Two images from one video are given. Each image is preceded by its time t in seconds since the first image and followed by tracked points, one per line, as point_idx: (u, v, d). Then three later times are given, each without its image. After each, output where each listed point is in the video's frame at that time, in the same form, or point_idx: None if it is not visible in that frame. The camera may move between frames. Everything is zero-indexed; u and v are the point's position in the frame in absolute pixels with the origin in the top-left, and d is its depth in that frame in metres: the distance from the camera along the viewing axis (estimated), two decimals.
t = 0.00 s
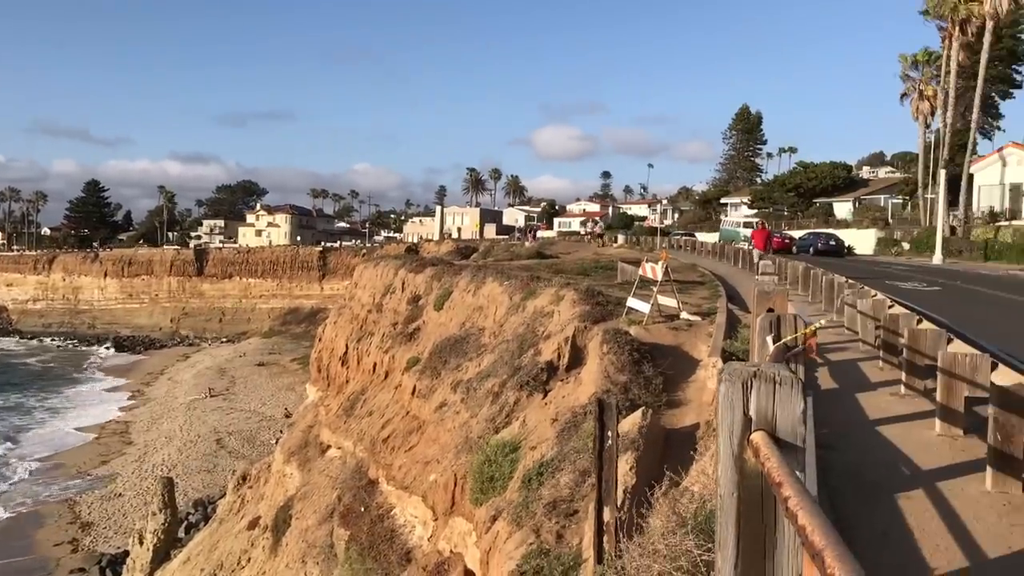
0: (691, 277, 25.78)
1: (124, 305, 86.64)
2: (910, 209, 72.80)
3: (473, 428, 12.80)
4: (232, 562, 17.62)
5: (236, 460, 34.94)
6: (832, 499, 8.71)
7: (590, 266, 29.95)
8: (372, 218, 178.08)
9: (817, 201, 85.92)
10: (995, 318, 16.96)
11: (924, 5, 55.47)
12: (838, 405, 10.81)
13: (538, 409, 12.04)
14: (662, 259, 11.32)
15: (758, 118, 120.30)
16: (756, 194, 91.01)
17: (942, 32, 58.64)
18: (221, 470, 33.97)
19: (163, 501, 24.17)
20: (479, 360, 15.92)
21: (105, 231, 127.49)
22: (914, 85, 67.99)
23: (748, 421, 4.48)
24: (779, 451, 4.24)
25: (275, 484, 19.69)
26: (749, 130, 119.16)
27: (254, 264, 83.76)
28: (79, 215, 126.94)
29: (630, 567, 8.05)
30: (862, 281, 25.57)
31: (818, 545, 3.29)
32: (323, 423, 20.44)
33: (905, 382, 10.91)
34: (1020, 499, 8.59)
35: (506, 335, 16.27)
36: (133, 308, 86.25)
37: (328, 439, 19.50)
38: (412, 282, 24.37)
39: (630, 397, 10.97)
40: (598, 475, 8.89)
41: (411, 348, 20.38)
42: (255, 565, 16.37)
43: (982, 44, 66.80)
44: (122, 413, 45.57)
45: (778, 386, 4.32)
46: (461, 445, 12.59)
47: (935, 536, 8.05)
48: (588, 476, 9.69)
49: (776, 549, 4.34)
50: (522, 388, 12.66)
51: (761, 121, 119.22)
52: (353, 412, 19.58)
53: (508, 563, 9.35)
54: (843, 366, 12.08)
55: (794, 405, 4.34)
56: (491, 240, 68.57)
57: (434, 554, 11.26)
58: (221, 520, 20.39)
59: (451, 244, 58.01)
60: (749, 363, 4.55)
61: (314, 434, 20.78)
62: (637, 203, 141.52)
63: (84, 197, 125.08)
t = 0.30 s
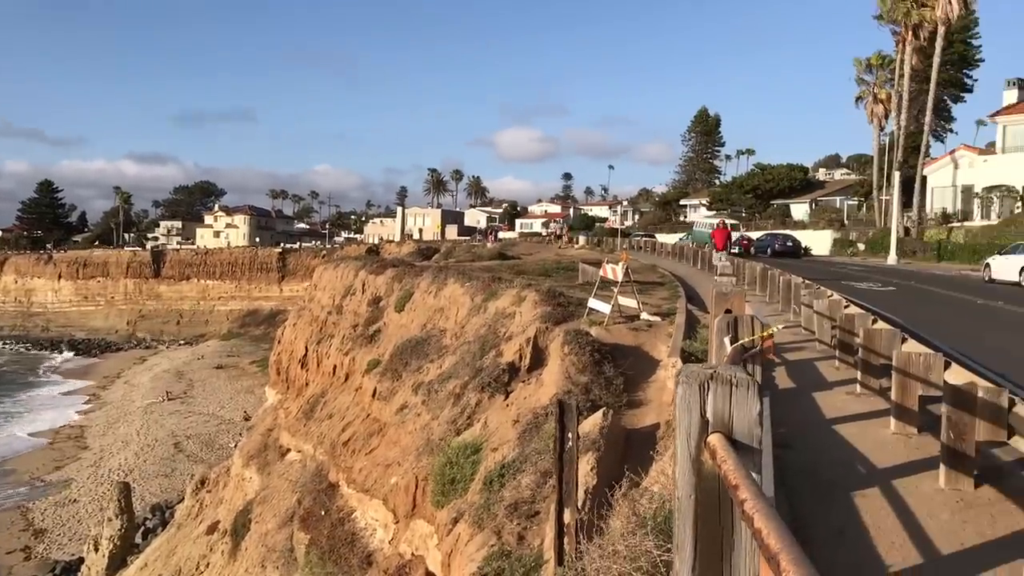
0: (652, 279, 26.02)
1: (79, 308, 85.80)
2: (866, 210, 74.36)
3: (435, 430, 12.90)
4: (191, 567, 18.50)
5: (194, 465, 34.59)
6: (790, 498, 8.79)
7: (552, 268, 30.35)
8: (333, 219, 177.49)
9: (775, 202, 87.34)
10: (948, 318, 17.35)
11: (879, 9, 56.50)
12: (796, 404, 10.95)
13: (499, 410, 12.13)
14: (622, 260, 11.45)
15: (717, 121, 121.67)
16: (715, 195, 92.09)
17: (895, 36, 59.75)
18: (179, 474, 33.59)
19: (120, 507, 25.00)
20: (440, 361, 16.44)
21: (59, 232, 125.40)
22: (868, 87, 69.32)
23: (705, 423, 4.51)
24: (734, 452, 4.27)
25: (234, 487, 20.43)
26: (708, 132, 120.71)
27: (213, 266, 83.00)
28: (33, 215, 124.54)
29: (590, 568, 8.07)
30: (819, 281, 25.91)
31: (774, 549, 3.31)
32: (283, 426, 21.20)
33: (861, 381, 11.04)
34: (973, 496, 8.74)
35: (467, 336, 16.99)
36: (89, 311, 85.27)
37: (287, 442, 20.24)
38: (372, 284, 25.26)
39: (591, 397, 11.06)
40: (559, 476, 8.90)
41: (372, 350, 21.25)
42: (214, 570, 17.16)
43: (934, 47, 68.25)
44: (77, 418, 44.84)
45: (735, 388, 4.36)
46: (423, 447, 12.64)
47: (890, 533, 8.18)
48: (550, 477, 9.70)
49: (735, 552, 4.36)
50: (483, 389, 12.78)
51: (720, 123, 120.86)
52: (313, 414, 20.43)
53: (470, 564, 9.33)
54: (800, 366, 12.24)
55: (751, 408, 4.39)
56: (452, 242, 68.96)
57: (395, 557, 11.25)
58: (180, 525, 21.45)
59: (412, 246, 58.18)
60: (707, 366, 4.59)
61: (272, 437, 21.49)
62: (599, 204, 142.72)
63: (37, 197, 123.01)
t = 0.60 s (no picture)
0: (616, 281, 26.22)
1: (36, 310, 85.19)
2: (825, 212, 75.76)
3: (399, 432, 12.97)
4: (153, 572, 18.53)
5: (155, 469, 34.21)
6: (752, 498, 8.86)
7: (517, 270, 30.66)
8: (296, 220, 176.74)
9: (737, 204, 88.84)
10: (907, 318, 17.65)
11: (841, 14, 57.50)
12: (758, 403, 11.05)
13: (464, 412, 12.21)
14: (586, 261, 11.56)
15: (680, 123, 122.16)
16: (678, 197, 92.88)
17: (855, 40, 60.71)
18: (139, 479, 33.20)
19: (76, 513, 24.78)
20: (405, 363, 16.76)
21: (14, 234, 123.46)
22: (828, 91, 70.50)
23: (666, 422, 4.57)
24: (695, 452, 4.31)
25: (196, 492, 20.65)
26: (671, 134, 121.97)
27: (173, 267, 83.43)
28: None
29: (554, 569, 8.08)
30: (782, 283, 26.14)
31: (733, 550, 3.34)
32: (246, 430, 21.43)
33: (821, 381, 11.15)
34: (930, 493, 8.85)
35: (433, 337, 17.45)
36: (46, 315, 84.36)
37: (250, 447, 20.43)
38: (335, 286, 25.85)
39: (556, 398, 11.14)
40: (523, 478, 8.88)
41: (335, 351, 21.59)
42: None
43: (892, 52, 69.53)
44: (34, 423, 44.12)
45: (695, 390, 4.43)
46: (388, 451, 12.68)
47: (850, 531, 8.28)
48: (513, 478, 9.70)
49: (694, 553, 4.39)
50: (448, 391, 12.87)
51: (683, 126, 121.98)
52: (276, 418, 20.68)
53: (434, 567, 9.31)
54: (761, 366, 12.36)
55: (710, 408, 4.46)
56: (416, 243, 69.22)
57: (360, 561, 11.25)
58: (141, 530, 21.55)
59: (376, 249, 58.27)
60: (667, 366, 4.64)
61: (235, 440, 21.94)
62: (565, 206, 143.50)
63: None
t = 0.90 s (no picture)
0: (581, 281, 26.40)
1: None
2: (789, 213, 76.75)
3: (365, 433, 12.98)
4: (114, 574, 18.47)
5: (116, 471, 33.79)
6: (717, 497, 8.90)
7: (485, 269, 30.95)
8: (262, 220, 175.67)
9: (702, 205, 89.87)
10: (871, 318, 17.94)
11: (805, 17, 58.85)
12: (724, 402, 11.12)
13: (431, 413, 12.25)
14: (553, 261, 11.60)
15: (645, 125, 125.04)
16: (644, 198, 94.55)
17: (818, 42, 61.52)
18: (100, 482, 32.80)
19: (34, 518, 25.37)
20: (370, 364, 17.16)
21: None
22: (792, 94, 71.52)
23: (628, 422, 4.56)
24: (656, 451, 4.31)
25: (159, 494, 20.63)
26: (637, 135, 123.32)
27: (135, 267, 82.47)
28: None
29: (520, 569, 8.08)
30: (746, 283, 26.37)
31: (693, 549, 3.32)
32: (208, 432, 21.34)
33: (785, 380, 11.26)
34: (892, 491, 8.95)
35: (400, 337, 17.77)
36: (5, 316, 82.85)
37: (213, 448, 20.34)
38: (301, 286, 26.13)
39: (522, 398, 11.21)
40: (488, 479, 8.85)
41: (301, 352, 21.72)
42: None
43: (854, 55, 70.68)
44: None
45: (658, 388, 4.43)
46: (353, 452, 12.66)
47: (813, 529, 8.36)
48: (480, 479, 9.68)
49: (658, 551, 4.37)
50: (415, 392, 12.92)
51: (648, 127, 123.73)
52: (240, 419, 20.63)
53: (400, 569, 9.26)
54: (727, 365, 12.47)
55: (672, 408, 4.46)
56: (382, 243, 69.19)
57: (325, 562, 11.22)
58: (101, 533, 21.38)
59: (342, 248, 58.42)
60: (630, 365, 4.65)
61: (197, 442, 21.90)
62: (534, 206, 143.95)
63: None
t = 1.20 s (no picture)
0: (552, 279, 26.60)
1: None
2: (757, 211, 77.52)
3: (335, 432, 12.95)
4: None
5: (82, 472, 33.47)
6: (686, 494, 8.94)
7: (455, 267, 31.50)
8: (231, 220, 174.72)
9: (671, 203, 92.32)
10: (838, 316, 18.13)
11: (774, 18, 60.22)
12: (692, 399, 11.18)
13: (400, 412, 12.28)
14: (523, 259, 11.60)
15: (616, 123, 126.16)
16: (615, 196, 96.62)
17: (785, 42, 62.26)
18: (65, 483, 32.50)
19: None
20: (339, 363, 17.19)
21: None
22: (760, 92, 72.39)
23: (595, 420, 4.55)
24: (623, 448, 4.32)
25: (126, 495, 20.66)
26: (606, 134, 124.40)
27: (101, 266, 82.55)
28: None
29: (488, 567, 8.08)
30: (714, 280, 26.51)
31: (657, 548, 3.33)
32: (175, 432, 21.28)
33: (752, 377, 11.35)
34: (857, 486, 9.05)
35: (369, 335, 17.90)
36: None
37: (180, 448, 20.30)
38: (268, 284, 26.27)
39: (493, 396, 11.27)
40: (458, 477, 8.83)
41: (269, 352, 21.80)
42: None
43: (820, 54, 71.65)
44: None
45: (624, 385, 4.43)
46: (322, 451, 12.67)
47: (780, 526, 8.44)
48: (449, 478, 9.68)
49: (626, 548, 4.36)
50: (384, 391, 12.99)
51: (618, 126, 125.26)
52: (207, 419, 20.59)
53: (369, 568, 9.25)
54: (695, 362, 12.57)
55: (638, 404, 4.46)
56: (352, 241, 69.08)
57: (294, 562, 11.21)
58: (66, 534, 21.25)
59: (311, 247, 58.51)
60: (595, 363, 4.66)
61: (164, 443, 21.88)
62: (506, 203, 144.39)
63: None
